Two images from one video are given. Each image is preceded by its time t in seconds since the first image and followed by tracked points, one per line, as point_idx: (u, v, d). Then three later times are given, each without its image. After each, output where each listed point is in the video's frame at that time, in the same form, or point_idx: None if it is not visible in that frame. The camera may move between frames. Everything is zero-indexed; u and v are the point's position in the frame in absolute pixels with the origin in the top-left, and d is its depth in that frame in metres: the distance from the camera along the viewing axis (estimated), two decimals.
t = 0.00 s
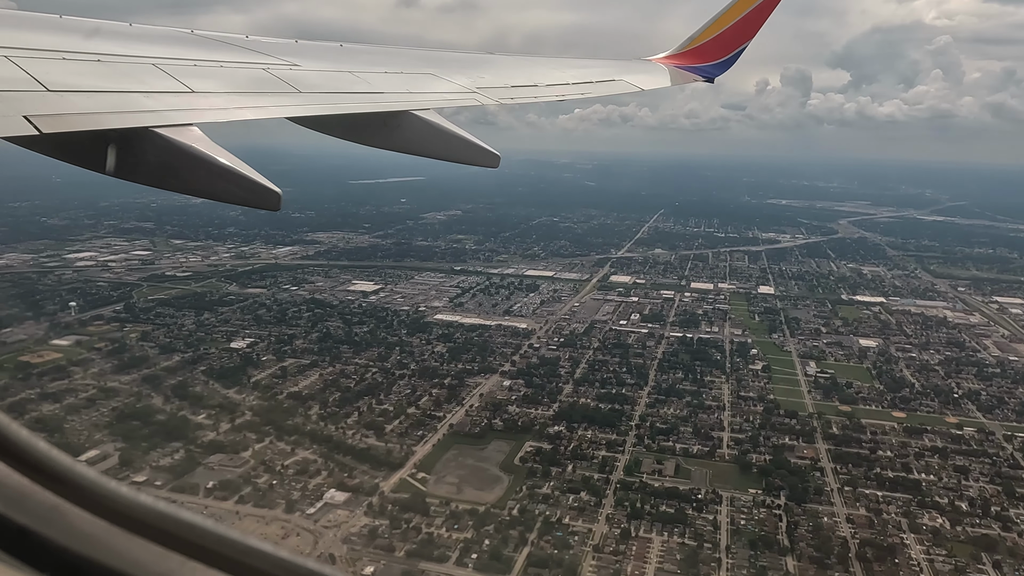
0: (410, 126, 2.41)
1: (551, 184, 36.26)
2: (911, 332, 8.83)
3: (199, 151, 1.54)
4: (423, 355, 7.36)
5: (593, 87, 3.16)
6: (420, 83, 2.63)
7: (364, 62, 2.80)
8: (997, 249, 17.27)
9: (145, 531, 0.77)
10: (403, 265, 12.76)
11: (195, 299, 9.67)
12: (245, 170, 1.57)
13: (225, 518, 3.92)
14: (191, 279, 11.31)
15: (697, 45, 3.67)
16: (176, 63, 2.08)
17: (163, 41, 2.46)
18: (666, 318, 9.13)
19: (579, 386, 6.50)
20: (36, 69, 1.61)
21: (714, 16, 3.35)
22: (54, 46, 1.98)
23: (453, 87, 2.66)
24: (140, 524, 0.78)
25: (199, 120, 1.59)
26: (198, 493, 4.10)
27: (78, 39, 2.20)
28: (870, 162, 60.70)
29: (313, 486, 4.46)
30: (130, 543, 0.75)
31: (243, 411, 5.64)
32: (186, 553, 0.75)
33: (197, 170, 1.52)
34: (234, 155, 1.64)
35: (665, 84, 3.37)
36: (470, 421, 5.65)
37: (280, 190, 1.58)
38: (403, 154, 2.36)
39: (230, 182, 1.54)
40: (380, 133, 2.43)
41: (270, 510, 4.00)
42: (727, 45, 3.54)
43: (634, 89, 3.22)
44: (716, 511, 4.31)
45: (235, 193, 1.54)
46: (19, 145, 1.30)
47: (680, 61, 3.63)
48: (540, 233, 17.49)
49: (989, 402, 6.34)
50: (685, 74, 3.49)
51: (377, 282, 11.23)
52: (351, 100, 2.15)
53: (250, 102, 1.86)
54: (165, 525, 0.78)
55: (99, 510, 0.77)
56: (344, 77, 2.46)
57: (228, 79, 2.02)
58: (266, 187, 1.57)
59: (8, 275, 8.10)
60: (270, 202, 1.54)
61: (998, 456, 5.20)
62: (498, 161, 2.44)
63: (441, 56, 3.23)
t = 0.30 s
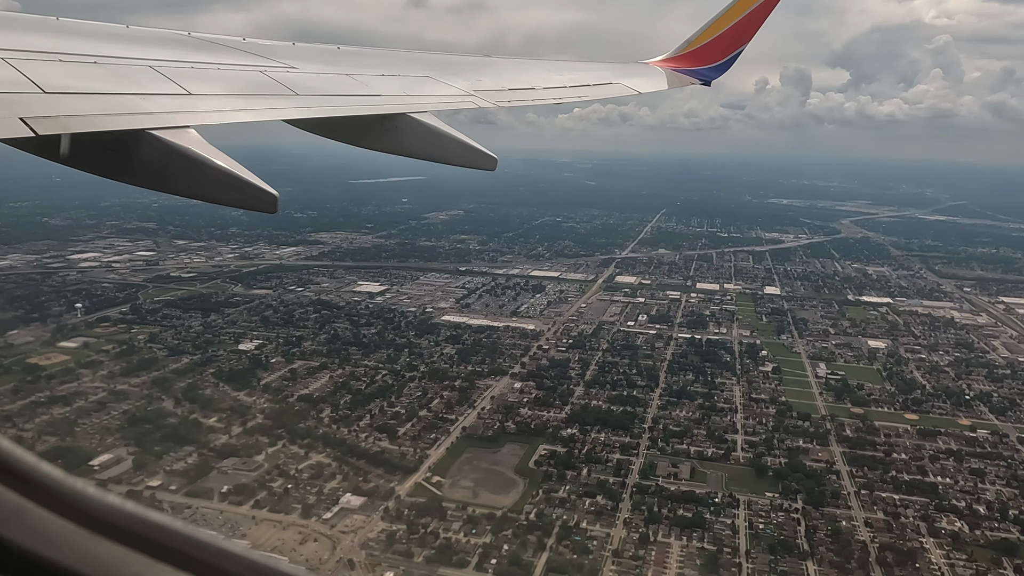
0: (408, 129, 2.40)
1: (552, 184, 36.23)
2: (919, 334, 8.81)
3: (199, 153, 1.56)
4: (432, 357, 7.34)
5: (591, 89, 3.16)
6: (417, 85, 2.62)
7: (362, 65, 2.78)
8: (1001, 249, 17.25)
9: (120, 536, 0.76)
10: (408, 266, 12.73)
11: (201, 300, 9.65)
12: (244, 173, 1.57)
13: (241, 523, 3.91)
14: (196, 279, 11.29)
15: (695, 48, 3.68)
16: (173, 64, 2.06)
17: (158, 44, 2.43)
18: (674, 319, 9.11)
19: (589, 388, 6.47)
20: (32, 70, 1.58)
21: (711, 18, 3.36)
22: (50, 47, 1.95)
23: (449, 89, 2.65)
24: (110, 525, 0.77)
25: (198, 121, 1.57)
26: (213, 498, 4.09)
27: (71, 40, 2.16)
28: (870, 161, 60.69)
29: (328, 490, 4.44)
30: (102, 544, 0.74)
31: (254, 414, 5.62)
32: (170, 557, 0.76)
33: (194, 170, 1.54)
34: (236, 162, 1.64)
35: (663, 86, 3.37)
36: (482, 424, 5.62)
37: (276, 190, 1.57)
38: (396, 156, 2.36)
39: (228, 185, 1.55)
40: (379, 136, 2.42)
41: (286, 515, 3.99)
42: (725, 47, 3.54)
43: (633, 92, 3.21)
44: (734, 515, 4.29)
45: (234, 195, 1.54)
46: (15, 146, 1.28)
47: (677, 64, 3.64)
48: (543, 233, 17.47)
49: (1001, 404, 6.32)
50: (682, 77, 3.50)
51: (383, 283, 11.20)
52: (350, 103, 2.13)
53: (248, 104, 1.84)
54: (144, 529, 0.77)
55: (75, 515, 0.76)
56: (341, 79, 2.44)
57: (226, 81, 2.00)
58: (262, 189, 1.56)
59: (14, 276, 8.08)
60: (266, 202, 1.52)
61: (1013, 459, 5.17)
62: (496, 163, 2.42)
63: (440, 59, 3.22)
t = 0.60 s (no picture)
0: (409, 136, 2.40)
1: (558, 184, 36.17)
2: (934, 335, 8.77)
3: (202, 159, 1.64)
4: (447, 360, 7.33)
5: (591, 94, 3.16)
6: (419, 91, 2.61)
7: (365, 71, 2.78)
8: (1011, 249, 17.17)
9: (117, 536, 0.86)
10: (418, 268, 12.71)
11: (212, 303, 9.65)
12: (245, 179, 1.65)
13: (264, 530, 3.90)
14: (207, 282, 11.30)
15: (697, 53, 3.66)
16: (176, 70, 2.04)
17: (160, 49, 2.41)
18: (687, 321, 9.07)
19: (606, 391, 6.45)
20: (36, 77, 1.58)
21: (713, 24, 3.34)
22: (52, 53, 1.94)
23: (451, 96, 2.66)
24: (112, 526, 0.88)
25: (205, 126, 1.57)
26: (235, 503, 4.07)
27: (73, 46, 2.15)
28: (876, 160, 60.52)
29: (349, 495, 4.43)
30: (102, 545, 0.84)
31: (271, 418, 5.63)
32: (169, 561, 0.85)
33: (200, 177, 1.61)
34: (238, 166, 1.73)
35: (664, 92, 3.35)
36: (500, 428, 5.60)
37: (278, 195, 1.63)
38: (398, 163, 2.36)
39: (230, 190, 1.62)
40: (380, 143, 2.42)
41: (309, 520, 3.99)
42: (726, 52, 3.54)
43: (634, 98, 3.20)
44: (758, 520, 4.27)
45: (235, 201, 1.61)
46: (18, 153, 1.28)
47: (680, 69, 3.63)
48: (551, 234, 17.44)
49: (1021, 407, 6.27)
50: (683, 83, 3.48)
51: (394, 285, 11.19)
52: (352, 110, 2.13)
53: (251, 110, 1.83)
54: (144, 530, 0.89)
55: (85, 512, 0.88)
56: (344, 86, 2.44)
57: (229, 87, 1.99)
58: (264, 194, 1.64)
59: (27, 279, 8.10)
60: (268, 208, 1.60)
61: None
62: (496, 169, 2.42)
63: (442, 65, 3.21)
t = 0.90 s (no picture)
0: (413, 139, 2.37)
1: (563, 185, 36.17)
2: (948, 336, 8.74)
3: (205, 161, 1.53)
4: (461, 363, 7.30)
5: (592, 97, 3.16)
6: (423, 95, 2.58)
7: (367, 74, 2.75)
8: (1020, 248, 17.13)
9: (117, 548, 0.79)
10: (427, 270, 12.71)
11: (223, 306, 9.64)
12: (250, 181, 1.55)
13: (286, 536, 3.88)
14: (218, 284, 11.30)
15: (700, 56, 3.64)
16: (177, 73, 2.00)
17: (161, 52, 2.37)
18: (699, 323, 9.05)
19: (622, 394, 6.42)
20: (37, 80, 1.52)
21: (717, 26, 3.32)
22: (51, 56, 1.89)
23: (455, 99, 2.63)
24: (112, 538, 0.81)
25: (213, 130, 1.52)
26: (254, 509, 4.04)
27: (69, 50, 2.08)
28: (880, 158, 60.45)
29: (370, 501, 4.40)
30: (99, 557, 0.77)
31: (287, 423, 5.60)
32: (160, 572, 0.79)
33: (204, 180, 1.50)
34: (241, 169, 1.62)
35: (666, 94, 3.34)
36: (517, 432, 5.57)
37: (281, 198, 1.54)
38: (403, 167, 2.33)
39: (234, 195, 1.52)
40: (383, 146, 2.39)
41: (330, 527, 3.97)
42: (729, 55, 3.52)
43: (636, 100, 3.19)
44: (781, 525, 4.24)
45: (240, 206, 1.51)
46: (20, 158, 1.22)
47: (683, 71, 3.61)
48: (559, 236, 17.43)
49: None
50: (686, 86, 3.46)
51: (404, 287, 11.19)
52: (357, 113, 2.10)
53: (256, 114, 1.80)
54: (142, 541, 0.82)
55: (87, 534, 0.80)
56: (347, 89, 2.40)
57: (233, 90, 1.95)
58: (270, 198, 1.54)
59: (38, 283, 8.10)
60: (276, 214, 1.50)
61: None
62: (500, 172, 2.40)
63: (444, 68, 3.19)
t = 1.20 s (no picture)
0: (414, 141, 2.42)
1: (570, 185, 36.09)
2: (965, 337, 8.67)
3: (207, 162, 1.62)
4: (476, 365, 7.29)
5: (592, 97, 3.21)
6: (425, 96, 2.64)
7: (372, 76, 2.81)
8: None
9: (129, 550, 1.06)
10: (438, 271, 12.69)
11: (236, 308, 9.63)
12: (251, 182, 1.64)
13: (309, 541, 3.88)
14: (230, 286, 11.31)
15: (703, 59, 3.71)
16: (184, 77, 2.07)
17: (171, 55, 2.44)
18: (713, 325, 9.01)
19: (640, 397, 6.40)
20: (49, 84, 1.62)
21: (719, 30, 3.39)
22: (66, 61, 1.97)
23: (456, 100, 2.70)
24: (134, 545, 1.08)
25: (212, 133, 1.61)
26: (277, 514, 4.05)
27: (80, 53, 2.16)
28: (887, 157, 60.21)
29: (393, 505, 4.37)
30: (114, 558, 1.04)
31: (306, 426, 5.62)
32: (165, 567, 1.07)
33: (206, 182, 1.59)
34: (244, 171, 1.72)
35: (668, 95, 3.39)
36: (537, 435, 5.55)
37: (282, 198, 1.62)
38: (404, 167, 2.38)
39: (236, 196, 1.61)
40: (385, 147, 2.44)
41: (355, 532, 3.95)
42: (733, 58, 3.59)
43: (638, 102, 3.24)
44: (807, 531, 4.20)
45: (242, 207, 1.61)
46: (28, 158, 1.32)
47: (686, 75, 3.68)
48: (568, 236, 17.38)
49: None
50: (689, 88, 3.52)
51: (416, 289, 11.18)
52: (358, 116, 2.16)
53: (259, 116, 1.87)
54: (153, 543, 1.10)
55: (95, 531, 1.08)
56: (351, 91, 2.46)
57: (237, 93, 2.02)
58: (268, 197, 1.63)
59: (51, 285, 8.10)
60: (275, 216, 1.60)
61: None
62: (501, 173, 2.43)
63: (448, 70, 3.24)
